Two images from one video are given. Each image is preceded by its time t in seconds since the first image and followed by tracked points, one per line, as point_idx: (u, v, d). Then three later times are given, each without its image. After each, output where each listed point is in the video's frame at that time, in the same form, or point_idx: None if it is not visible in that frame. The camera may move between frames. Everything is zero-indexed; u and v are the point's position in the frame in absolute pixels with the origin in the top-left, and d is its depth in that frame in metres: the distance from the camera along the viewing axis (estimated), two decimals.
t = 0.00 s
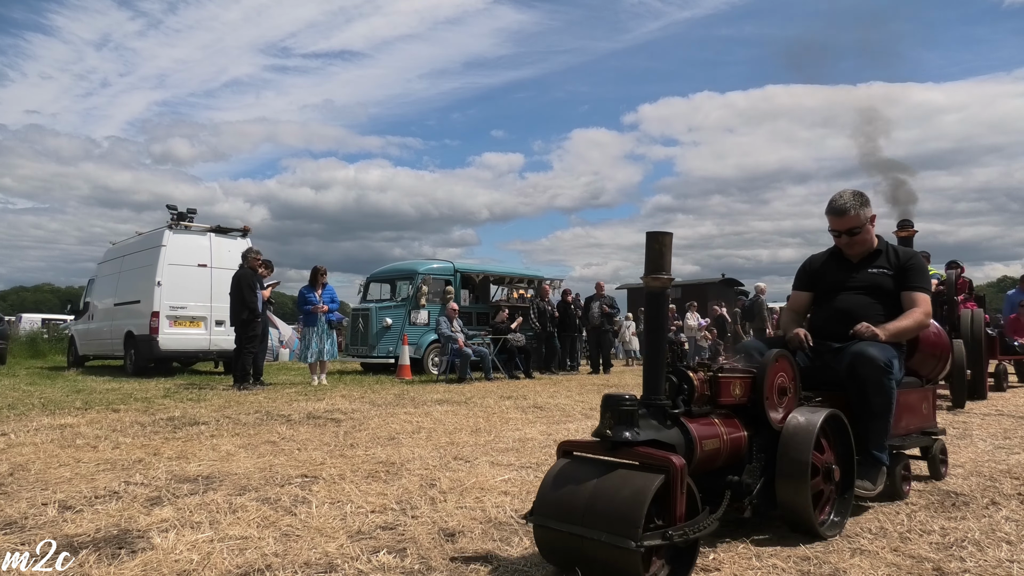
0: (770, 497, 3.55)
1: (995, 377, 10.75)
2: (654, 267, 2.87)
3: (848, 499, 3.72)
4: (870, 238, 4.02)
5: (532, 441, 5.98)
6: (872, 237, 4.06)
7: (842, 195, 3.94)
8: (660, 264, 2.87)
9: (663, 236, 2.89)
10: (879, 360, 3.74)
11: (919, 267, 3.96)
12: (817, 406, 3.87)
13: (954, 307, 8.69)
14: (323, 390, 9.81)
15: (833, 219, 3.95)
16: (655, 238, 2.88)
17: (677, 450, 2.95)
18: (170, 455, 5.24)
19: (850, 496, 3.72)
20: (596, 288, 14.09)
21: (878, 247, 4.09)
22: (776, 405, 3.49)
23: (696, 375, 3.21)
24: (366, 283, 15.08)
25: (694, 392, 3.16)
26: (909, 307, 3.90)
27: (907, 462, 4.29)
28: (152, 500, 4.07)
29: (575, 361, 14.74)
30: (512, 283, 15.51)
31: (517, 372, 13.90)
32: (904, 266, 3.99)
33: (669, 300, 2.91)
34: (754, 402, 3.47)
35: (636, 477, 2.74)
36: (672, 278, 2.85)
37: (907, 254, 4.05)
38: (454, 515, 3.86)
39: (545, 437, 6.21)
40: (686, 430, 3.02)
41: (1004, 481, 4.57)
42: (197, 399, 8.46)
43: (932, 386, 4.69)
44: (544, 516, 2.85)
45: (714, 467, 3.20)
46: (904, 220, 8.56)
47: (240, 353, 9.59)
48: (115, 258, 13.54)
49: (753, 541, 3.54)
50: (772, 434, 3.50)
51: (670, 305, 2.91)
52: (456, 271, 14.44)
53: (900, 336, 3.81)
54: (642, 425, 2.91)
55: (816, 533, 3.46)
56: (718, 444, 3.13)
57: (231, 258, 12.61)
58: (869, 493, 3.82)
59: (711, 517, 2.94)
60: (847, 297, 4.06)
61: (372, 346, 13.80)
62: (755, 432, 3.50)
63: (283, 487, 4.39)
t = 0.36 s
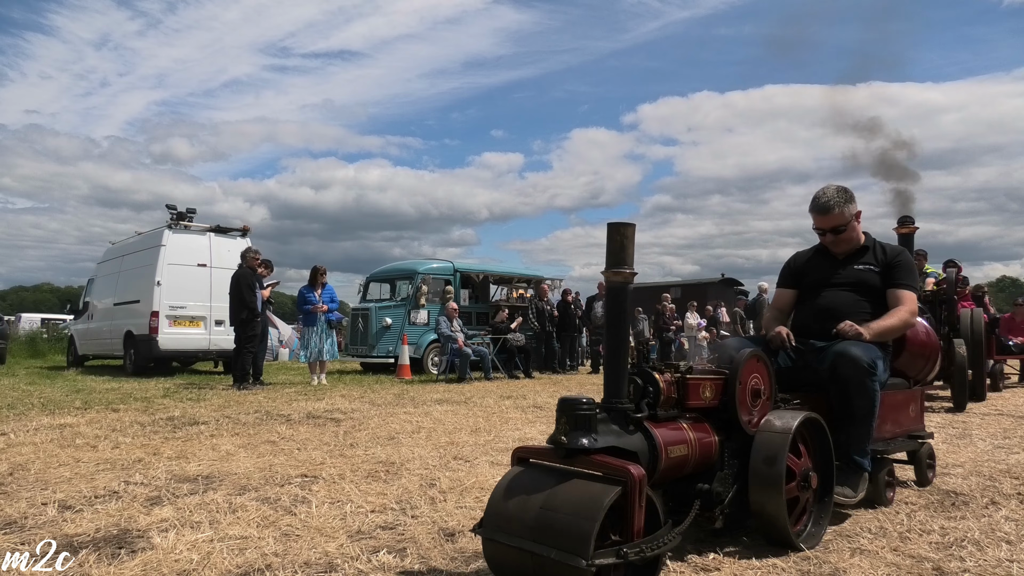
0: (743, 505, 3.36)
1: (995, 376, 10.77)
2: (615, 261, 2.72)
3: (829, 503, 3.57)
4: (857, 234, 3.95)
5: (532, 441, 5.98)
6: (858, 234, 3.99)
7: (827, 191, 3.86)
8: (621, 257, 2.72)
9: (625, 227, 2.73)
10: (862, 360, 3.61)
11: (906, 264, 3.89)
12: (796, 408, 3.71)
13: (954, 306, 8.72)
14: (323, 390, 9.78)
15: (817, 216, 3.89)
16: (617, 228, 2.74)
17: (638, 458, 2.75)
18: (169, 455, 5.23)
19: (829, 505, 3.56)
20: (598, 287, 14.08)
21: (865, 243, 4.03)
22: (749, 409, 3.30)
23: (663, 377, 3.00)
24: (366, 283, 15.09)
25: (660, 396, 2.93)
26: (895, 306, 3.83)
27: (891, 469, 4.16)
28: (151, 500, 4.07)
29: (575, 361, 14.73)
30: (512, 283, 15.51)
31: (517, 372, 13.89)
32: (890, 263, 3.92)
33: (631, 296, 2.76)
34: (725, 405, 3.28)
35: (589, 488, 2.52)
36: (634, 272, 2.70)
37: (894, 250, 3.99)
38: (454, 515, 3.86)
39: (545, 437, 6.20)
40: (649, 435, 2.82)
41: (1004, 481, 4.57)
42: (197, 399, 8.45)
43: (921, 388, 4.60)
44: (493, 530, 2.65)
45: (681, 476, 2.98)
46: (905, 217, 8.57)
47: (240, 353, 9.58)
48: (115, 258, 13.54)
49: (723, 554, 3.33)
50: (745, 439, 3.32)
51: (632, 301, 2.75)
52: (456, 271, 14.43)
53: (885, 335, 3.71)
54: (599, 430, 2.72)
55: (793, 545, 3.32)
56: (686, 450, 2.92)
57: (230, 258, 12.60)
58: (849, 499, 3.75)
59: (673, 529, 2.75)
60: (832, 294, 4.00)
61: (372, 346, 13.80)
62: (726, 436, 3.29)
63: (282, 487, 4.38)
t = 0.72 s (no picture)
0: (711, 514, 3.21)
1: (994, 376, 10.79)
2: (569, 253, 2.63)
3: (805, 516, 3.42)
4: (841, 230, 3.87)
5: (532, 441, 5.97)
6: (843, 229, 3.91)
7: (812, 186, 3.77)
8: (575, 250, 2.63)
9: (578, 217, 2.64)
10: (841, 360, 3.48)
11: (892, 260, 3.80)
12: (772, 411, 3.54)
13: (953, 305, 8.80)
14: (323, 389, 9.77)
15: (800, 211, 3.80)
16: (570, 220, 2.64)
17: (592, 464, 2.60)
18: (169, 455, 5.23)
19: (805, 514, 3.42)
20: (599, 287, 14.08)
21: (850, 238, 3.94)
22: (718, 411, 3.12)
23: (622, 377, 2.85)
24: (365, 283, 15.09)
25: (619, 397, 2.77)
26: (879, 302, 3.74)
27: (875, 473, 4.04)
28: (151, 500, 4.07)
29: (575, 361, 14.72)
30: (512, 283, 15.52)
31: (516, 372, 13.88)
32: (875, 259, 3.84)
33: (585, 290, 2.66)
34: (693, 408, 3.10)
35: (534, 500, 2.40)
36: (587, 265, 2.62)
37: (879, 245, 3.90)
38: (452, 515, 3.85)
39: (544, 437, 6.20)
40: (605, 440, 2.67)
41: (1004, 480, 4.57)
42: (197, 399, 8.44)
43: (907, 389, 4.53)
44: (434, 542, 2.53)
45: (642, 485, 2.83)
46: (906, 213, 8.57)
47: (239, 352, 9.58)
48: (115, 258, 13.54)
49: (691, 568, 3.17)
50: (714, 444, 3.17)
51: (585, 297, 2.65)
52: (456, 270, 14.43)
53: (867, 333, 3.60)
54: (549, 435, 2.57)
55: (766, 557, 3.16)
56: (647, 457, 2.76)
57: (230, 257, 12.59)
58: (829, 507, 3.54)
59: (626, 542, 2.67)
60: (814, 290, 3.91)
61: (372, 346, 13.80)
62: (694, 441, 3.12)
63: (282, 487, 4.38)
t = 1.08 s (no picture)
0: (678, 524, 3.06)
1: (992, 375, 10.81)
2: (520, 245, 2.39)
3: (782, 524, 3.22)
4: (823, 223, 3.71)
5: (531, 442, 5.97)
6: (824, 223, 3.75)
7: (792, 180, 3.61)
8: (526, 242, 2.39)
9: (529, 206, 2.39)
10: (819, 360, 3.33)
11: (875, 254, 3.65)
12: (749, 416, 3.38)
13: (954, 304, 8.82)
14: (322, 389, 9.76)
15: (779, 205, 3.64)
16: (519, 208, 2.39)
17: (541, 473, 2.45)
18: (168, 454, 5.23)
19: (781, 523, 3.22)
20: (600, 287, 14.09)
21: (832, 233, 3.79)
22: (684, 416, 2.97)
23: (580, 380, 2.71)
24: (365, 283, 15.10)
25: (575, 401, 2.65)
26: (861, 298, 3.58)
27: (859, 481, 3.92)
28: (151, 499, 4.06)
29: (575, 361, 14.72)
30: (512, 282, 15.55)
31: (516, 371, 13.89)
32: (857, 253, 3.69)
33: (536, 286, 2.45)
34: (657, 412, 2.98)
35: (472, 515, 2.19)
36: (540, 258, 2.39)
37: (862, 239, 3.75)
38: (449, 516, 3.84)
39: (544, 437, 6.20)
40: (557, 447, 2.52)
41: (1003, 480, 4.57)
42: (196, 398, 8.43)
43: (893, 391, 4.43)
44: (367, 558, 2.31)
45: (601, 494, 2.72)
46: (906, 210, 8.58)
47: (239, 352, 9.58)
48: (114, 257, 13.53)
49: None
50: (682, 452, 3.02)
51: (537, 293, 2.44)
52: (456, 270, 14.44)
53: (849, 331, 3.45)
54: (493, 443, 2.38)
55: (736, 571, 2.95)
56: (605, 465, 2.64)
57: (229, 257, 12.58)
58: (807, 517, 3.33)
59: (577, 558, 2.46)
60: (795, 286, 3.75)
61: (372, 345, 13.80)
62: (659, 449, 3.00)
63: (281, 487, 4.38)
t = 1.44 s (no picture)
0: (642, 536, 2.89)
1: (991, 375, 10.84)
2: (466, 236, 2.26)
3: (754, 536, 3.07)
4: (802, 215, 3.65)
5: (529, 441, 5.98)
6: (804, 215, 3.69)
7: (769, 170, 3.55)
8: (473, 232, 2.25)
9: (477, 193, 2.24)
10: (798, 360, 3.22)
11: (856, 247, 3.58)
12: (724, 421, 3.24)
13: (952, 304, 8.83)
14: (321, 389, 9.76)
15: (757, 196, 3.58)
16: (468, 195, 2.24)
17: (486, 485, 2.25)
18: (168, 454, 5.22)
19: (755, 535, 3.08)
20: (600, 287, 14.09)
21: (812, 226, 3.72)
22: (649, 420, 2.80)
23: (534, 383, 2.52)
24: (365, 282, 15.13)
25: (528, 405, 2.46)
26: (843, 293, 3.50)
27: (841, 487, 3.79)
28: (150, 499, 4.06)
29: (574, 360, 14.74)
30: (512, 282, 15.58)
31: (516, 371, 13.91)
32: (838, 247, 3.62)
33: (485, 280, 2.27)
34: (619, 416, 2.78)
35: (400, 536, 1.92)
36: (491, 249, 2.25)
37: (843, 232, 3.68)
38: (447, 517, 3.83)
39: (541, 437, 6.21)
40: (506, 456, 2.32)
41: (1002, 480, 4.58)
42: (196, 398, 8.42)
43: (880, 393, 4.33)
44: None
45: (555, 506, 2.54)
46: (904, 208, 8.60)
47: (239, 352, 9.57)
48: (114, 257, 13.53)
49: None
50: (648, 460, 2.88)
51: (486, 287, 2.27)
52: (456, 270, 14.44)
53: (830, 327, 3.34)
54: (432, 452, 2.16)
55: None
56: (560, 475, 2.46)
57: (229, 257, 12.58)
58: (783, 527, 3.26)
59: None
60: (774, 282, 3.67)
61: (372, 345, 13.82)
62: (622, 456, 2.81)
63: (281, 487, 4.38)
